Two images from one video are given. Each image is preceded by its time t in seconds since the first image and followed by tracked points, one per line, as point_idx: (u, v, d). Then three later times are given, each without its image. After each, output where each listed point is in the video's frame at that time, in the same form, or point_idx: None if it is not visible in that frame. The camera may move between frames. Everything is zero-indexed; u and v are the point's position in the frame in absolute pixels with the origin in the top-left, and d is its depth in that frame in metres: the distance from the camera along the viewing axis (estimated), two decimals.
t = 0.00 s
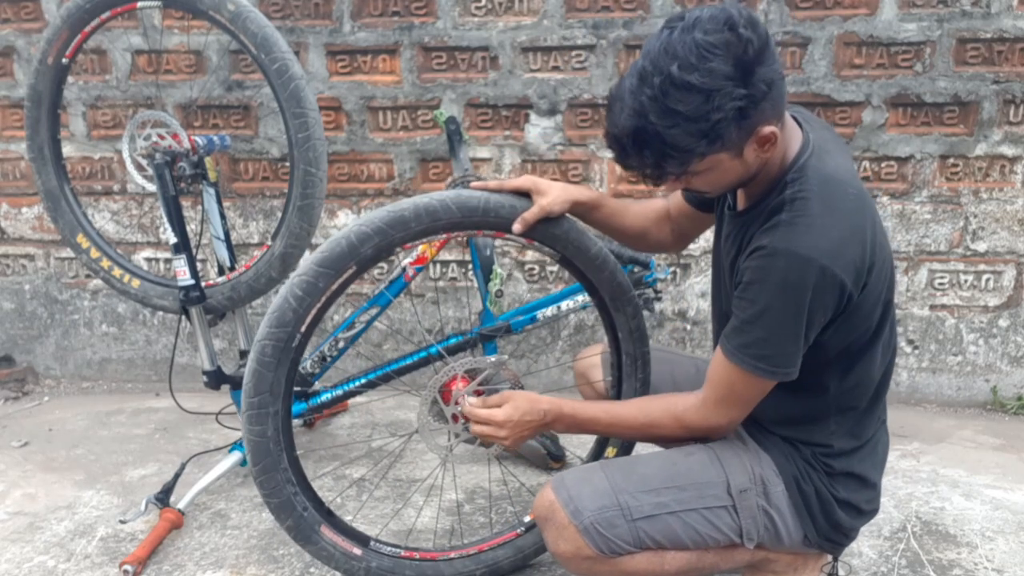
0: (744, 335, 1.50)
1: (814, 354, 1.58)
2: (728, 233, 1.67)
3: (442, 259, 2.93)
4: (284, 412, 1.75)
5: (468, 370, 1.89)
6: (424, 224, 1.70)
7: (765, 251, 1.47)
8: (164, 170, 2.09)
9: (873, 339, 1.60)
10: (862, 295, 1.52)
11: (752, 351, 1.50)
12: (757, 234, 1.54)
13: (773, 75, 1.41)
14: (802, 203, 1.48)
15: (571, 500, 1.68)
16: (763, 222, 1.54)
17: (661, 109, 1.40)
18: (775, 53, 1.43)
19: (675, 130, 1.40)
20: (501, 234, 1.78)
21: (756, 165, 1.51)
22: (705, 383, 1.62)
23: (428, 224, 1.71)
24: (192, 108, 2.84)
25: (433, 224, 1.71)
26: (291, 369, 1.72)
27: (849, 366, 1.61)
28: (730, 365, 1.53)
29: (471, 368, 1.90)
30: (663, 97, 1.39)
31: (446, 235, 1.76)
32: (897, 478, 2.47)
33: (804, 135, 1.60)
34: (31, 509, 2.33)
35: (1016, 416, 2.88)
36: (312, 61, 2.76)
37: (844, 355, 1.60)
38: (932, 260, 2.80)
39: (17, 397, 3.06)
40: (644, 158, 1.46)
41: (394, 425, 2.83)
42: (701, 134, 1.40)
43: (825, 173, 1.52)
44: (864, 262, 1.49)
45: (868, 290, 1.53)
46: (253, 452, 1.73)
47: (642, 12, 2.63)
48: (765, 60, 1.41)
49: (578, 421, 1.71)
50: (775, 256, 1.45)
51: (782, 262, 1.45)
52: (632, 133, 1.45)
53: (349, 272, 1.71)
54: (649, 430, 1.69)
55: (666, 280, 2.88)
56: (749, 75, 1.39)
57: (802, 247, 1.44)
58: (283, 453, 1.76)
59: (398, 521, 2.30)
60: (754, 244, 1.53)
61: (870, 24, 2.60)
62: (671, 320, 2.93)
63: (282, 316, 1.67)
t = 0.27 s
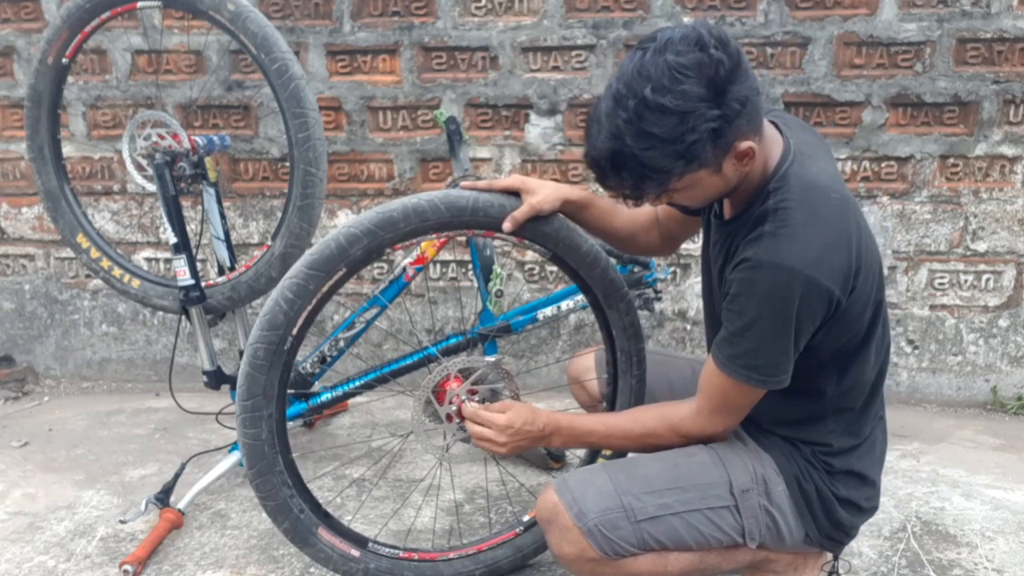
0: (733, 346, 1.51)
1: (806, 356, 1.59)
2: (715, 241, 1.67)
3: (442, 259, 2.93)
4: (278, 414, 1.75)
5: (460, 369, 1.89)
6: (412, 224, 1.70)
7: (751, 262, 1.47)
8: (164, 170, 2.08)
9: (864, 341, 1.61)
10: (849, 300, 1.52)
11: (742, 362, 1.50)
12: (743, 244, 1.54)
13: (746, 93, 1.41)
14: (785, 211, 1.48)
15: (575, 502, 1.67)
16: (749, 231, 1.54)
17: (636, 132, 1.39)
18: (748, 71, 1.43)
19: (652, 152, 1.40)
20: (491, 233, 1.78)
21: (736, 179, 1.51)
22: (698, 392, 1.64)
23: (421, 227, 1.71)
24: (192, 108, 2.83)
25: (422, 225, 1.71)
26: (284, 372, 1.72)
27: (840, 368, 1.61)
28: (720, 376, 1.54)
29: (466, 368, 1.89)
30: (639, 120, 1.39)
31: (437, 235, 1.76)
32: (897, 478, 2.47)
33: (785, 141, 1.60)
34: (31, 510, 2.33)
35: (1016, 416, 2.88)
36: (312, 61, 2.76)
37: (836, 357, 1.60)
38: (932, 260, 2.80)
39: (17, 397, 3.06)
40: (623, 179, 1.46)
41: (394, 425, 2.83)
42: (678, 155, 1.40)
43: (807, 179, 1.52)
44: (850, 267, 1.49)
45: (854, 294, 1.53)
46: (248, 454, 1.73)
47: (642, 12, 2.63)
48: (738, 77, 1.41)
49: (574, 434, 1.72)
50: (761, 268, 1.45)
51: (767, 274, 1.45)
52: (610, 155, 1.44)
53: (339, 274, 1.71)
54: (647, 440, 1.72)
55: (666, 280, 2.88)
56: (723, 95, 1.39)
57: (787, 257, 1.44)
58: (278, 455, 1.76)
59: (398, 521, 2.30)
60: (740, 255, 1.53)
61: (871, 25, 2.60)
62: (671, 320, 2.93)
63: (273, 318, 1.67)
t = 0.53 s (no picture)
0: (726, 339, 1.50)
1: (802, 352, 1.59)
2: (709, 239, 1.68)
3: (442, 259, 2.93)
4: (278, 414, 1.75)
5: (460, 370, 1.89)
6: (412, 224, 1.70)
7: (743, 254, 1.47)
8: (164, 170, 2.08)
9: (858, 334, 1.60)
10: (842, 291, 1.52)
11: (734, 354, 1.49)
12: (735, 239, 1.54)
13: (728, 86, 1.41)
14: (776, 204, 1.49)
15: (580, 517, 1.66)
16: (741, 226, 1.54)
17: (618, 126, 1.40)
18: (729, 65, 1.43)
19: (633, 146, 1.40)
20: (491, 233, 1.78)
21: (722, 175, 1.51)
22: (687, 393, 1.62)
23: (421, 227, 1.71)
24: (192, 108, 2.83)
25: (424, 225, 1.71)
26: (284, 372, 1.72)
27: (835, 364, 1.61)
28: (712, 372, 1.53)
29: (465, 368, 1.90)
30: (620, 114, 1.39)
31: (436, 235, 1.75)
32: (897, 478, 2.47)
33: (775, 138, 1.61)
34: (30, 509, 2.33)
35: (1016, 416, 2.88)
36: (312, 61, 2.76)
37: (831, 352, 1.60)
38: (932, 260, 2.80)
39: (17, 397, 3.06)
40: (606, 173, 1.47)
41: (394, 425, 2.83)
42: (659, 149, 1.40)
43: (797, 171, 1.52)
44: (842, 257, 1.48)
45: (847, 285, 1.53)
46: (247, 454, 1.73)
47: (642, 12, 2.63)
48: (718, 71, 1.41)
49: (567, 450, 1.70)
50: (752, 259, 1.45)
51: (759, 265, 1.45)
52: (592, 150, 1.45)
53: (339, 274, 1.71)
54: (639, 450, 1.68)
55: (666, 280, 2.89)
56: (703, 88, 1.39)
57: (778, 247, 1.44)
58: (277, 455, 1.76)
59: (398, 521, 2.30)
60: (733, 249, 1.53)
61: (871, 24, 2.60)
62: (671, 320, 2.93)
63: (273, 318, 1.67)
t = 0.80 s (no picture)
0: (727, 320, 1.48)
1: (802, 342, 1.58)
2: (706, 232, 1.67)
3: (442, 259, 2.93)
4: (278, 417, 1.75)
5: (461, 372, 1.89)
6: (413, 226, 1.70)
7: (744, 233, 1.46)
8: (164, 170, 2.08)
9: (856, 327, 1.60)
10: (842, 278, 1.51)
11: (735, 334, 1.47)
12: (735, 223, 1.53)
13: (721, 70, 1.41)
14: (776, 185, 1.49)
15: (569, 526, 1.65)
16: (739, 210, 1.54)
17: (612, 107, 1.40)
18: (724, 49, 1.43)
19: (626, 126, 1.40)
20: (493, 233, 1.78)
21: (715, 162, 1.50)
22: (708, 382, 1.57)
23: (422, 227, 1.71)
24: (192, 108, 2.84)
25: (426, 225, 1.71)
26: (284, 375, 1.72)
27: (831, 355, 1.61)
28: (722, 355, 1.50)
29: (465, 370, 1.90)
30: (615, 95, 1.39)
31: (437, 236, 1.76)
32: (897, 478, 2.47)
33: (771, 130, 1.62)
34: (31, 509, 2.33)
35: (1016, 416, 2.88)
36: (312, 61, 2.76)
37: (828, 343, 1.60)
38: (932, 260, 2.80)
39: (17, 397, 3.06)
40: (599, 154, 1.47)
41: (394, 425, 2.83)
42: (652, 130, 1.39)
43: (795, 158, 1.53)
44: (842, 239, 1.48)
45: (848, 271, 1.51)
46: (247, 459, 1.73)
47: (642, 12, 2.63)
48: (712, 54, 1.41)
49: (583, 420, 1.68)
50: (753, 236, 1.44)
51: (760, 241, 1.44)
52: (586, 131, 1.45)
53: (340, 276, 1.71)
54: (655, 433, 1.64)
55: (666, 280, 2.89)
56: (697, 70, 1.39)
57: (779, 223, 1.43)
58: (277, 459, 1.76)
59: (398, 521, 2.30)
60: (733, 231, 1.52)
61: (871, 24, 2.60)
62: (671, 320, 2.93)
63: (273, 321, 1.67)
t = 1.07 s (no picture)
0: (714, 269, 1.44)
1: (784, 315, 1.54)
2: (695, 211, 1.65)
3: (442, 259, 2.93)
4: (285, 413, 1.74)
5: (469, 373, 1.89)
6: (426, 225, 1.70)
7: (732, 185, 1.45)
8: (164, 170, 2.08)
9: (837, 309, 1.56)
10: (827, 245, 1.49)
11: (722, 282, 1.42)
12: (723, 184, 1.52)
13: (718, 46, 1.41)
14: (766, 146, 1.49)
15: (551, 525, 1.65)
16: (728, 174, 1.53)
17: (610, 79, 1.40)
18: (721, 27, 1.43)
19: (623, 98, 1.39)
20: (504, 236, 1.78)
21: (709, 141, 1.50)
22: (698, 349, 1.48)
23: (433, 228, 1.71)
24: (192, 108, 2.84)
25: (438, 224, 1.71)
26: (292, 371, 1.72)
27: (813, 336, 1.57)
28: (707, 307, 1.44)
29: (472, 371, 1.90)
30: (612, 67, 1.39)
31: (449, 237, 1.76)
32: (897, 478, 2.47)
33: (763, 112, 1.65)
34: (31, 509, 2.33)
35: (1017, 416, 2.88)
36: (312, 61, 2.76)
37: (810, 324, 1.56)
38: (932, 260, 2.80)
39: (17, 397, 3.06)
40: (596, 127, 1.46)
41: (394, 424, 2.83)
42: (648, 102, 1.39)
43: (784, 129, 1.55)
44: (828, 204, 1.47)
45: (833, 235, 1.49)
46: (253, 455, 1.73)
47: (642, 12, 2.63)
48: (709, 28, 1.41)
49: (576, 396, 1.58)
50: (742, 186, 1.43)
51: (748, 189, 1.43)
52: (583, 104, 1.45)
53: (351, 275, 1.71)
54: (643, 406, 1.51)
55: (666, 280, 2.89)
56: (695, 43, 1.39)
57: (768, 173, 1.43)
58: (283, 455, 1.76)
59: (398, 521, 2.30)
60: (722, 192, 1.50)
61: (870, 24, 2.60)
62: (671, 320, 2.93)
63: (283, 317, 1.67)
